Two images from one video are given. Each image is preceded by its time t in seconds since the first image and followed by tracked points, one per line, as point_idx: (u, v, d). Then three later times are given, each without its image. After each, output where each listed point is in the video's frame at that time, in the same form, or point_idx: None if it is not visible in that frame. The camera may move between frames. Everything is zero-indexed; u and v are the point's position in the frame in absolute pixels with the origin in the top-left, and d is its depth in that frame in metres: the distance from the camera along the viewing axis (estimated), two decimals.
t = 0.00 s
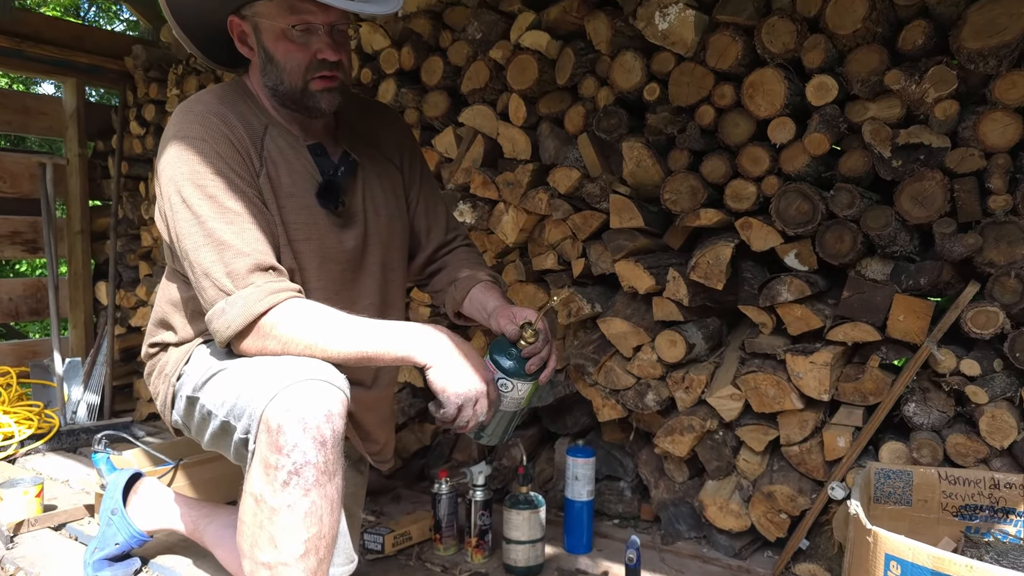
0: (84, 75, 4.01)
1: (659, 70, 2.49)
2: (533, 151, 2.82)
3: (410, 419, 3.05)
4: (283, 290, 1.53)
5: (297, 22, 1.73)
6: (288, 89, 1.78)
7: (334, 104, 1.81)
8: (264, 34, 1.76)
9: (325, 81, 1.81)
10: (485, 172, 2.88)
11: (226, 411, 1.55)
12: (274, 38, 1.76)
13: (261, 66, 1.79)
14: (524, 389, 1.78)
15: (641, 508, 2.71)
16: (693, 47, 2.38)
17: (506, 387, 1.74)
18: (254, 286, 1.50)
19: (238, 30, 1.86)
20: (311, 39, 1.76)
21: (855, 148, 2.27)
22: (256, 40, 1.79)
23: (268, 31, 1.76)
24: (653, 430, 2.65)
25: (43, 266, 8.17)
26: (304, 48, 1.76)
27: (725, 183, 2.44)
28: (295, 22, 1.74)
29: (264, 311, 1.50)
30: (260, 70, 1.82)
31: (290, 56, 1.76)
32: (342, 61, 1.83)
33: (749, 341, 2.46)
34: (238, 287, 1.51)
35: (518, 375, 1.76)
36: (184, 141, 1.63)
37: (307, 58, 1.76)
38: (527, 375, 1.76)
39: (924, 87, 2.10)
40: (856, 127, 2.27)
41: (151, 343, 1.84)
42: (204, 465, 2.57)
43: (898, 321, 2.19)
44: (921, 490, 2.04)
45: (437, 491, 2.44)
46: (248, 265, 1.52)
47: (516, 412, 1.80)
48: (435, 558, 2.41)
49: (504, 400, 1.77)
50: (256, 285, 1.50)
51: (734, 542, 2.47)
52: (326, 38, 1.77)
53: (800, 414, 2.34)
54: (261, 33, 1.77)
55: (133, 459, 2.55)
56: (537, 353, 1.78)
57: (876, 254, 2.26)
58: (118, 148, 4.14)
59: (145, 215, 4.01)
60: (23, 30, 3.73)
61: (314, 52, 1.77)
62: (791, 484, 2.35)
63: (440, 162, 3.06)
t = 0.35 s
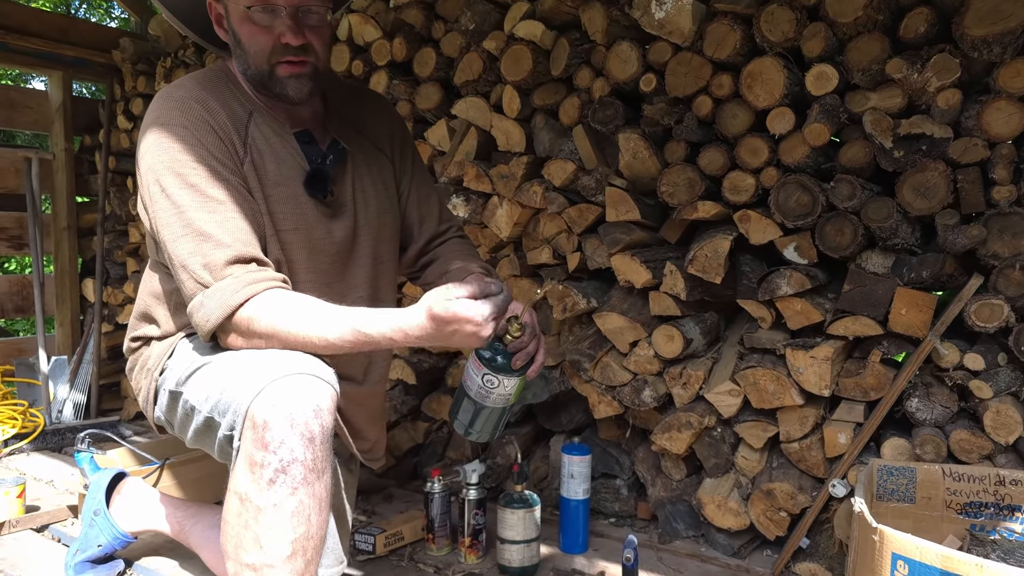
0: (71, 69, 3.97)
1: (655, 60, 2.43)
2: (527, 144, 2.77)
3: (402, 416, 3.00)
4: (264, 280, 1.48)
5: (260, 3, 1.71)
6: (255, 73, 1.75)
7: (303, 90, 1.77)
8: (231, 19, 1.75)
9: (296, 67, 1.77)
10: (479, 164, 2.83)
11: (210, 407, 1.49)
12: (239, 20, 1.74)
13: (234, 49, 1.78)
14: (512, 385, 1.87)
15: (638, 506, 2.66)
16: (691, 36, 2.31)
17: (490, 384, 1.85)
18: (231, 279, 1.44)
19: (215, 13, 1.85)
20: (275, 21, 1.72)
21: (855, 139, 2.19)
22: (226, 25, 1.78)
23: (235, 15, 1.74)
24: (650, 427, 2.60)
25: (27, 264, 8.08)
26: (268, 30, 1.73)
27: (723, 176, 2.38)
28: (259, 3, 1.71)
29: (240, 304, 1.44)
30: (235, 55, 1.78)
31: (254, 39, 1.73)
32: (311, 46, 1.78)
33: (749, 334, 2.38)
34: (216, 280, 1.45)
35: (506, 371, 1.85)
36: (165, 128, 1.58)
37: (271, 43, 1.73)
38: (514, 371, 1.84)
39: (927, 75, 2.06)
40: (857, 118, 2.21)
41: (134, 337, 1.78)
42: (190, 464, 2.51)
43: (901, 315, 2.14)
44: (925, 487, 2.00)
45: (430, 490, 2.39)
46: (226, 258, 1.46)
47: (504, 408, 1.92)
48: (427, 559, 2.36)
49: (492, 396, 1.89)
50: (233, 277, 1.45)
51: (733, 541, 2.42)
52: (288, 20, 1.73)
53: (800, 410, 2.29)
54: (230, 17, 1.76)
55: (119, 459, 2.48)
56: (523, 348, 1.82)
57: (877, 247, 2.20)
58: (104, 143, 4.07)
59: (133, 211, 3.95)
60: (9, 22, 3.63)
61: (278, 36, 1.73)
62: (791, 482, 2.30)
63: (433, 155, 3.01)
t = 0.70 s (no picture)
0: (68, 68, 3.95)
1: (653, 60, 2.42)
2: (525, 144, 2.76)
3: (399, 416, 2.99)
4: (266, 281, 1.47)
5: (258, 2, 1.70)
6: (253, 70, 1.74)
7: (301, 87, 1.76)
8: (229, 17, 1.75)
9: (295, 64, 1.76)
10: (477, 164, 2.82)
11: (209, 407, 1.48)
12: (239, 19, 1.74)
13: (233, 48, 1.77)
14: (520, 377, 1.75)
15: (636, 506, 2.66)
16: (689, 37, 2.30)
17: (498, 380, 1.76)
18: (236, 276, 1.43)
19: (215, 12, 1.85)
20: (273, 20, 1.72)
21: (853, 139, 2.20)
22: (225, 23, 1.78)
23: (234, 14, 1.74)
24: (648, 427, 2.60)
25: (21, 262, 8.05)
26: (266, 29, 1.73)
27: (721, 176, 2.38)
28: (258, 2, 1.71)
29: (245, 303, 1.43)
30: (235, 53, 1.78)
31: (253, 37, 1.73)
32: (310, 45, 1.78)
33: (746, 334, 2.38)
34: (220, 278, 1.44)
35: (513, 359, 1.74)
36: (164, 126, 1.57)
37: (270, 40, 1.73)
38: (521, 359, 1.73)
39: (924, 76, 2.06)
40: (854, 119, 2.21)
41: (133, 335, 1.77)
42: (185, 464, 2.50)
43: (898, 314, 2.14)
44: (923, 487, 2.00)
45: (427, 490, 2.38)
46: (230, 255, 1.45)
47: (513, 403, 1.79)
48: (425, 559, 2.35)
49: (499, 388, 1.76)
50: (238, 276, 1.44)
51: (731, 541, 2.42)
52: (287, 18, 1.73)
53: (799, 410, 2.29)
54: (230, 16, 1.76)
55: (114, 458, 2.46)
56: (532, 341, 1.74)
57: (875, 247, 2.20)
58: (101, 141, 4.06)
59: (130, 210, 3.95)
60: (6, 21, 3.62)
61: (276, 34, 1.73)
62: (789, 482, 2.30)
63: (431, 154, 3.00)
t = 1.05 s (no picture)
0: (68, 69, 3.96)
1: (650, 61, 2.44)
2: (523, 144, 2.77)
3: (399, 415, 3.01)
4: (269, 281, 1.48)
5: (296, 11, 1.67)
6: (284, 78, 1.73)
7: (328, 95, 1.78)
8: (260, 22, 1.71)
9: (320, 72, 1.77)
10: (475, 164, 2.84)
11: (211, 405, 1.50)
12: (271, 26, 1.70)
13: (257, 54, 1.74)
14: (517, 301, 1.79)
15: (634, 505, 2.68)
16: (685, 39, 2.32)
17: (497, 287, 1.80)
18: (240, 275, 1.44)
19: (232, 17, 1.80)
20: (309, 28, 1.70)
21: (848, 140, 2.22)
22: (253, 28, 1.74)
23: (265, 20, 1.70)
24: (646, 425, 2.61)
25: (20, 262, 8.06)
26: (302, 37, 1.71)
27: (718, 176, 2.40)
28: (294, 11, 1.68)
29: (249, 303, 1.45)
30: (256, 58, 1.75)
31: (286, 45, 1.70)
32: (339, 52, 1.78)
33: (742, 334, 2.41)
34: (223, 278, 1.45)
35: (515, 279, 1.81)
36: (169, 127, 1.58)
37: (304, 47, 1.71)
38: (522, 280, 1.80)
39: (918, 77, 2.08)
40: (850, 119, 2.23)
41: (136, 335, 1.78)
42: (186, 464, 2.51)
43: (894, 314, 2.15)
44: (919, 485, 2.02)
45: (427, 489, 2.40)
46: (234, 254, 1.46)
47: (503, 328, 1.80)
48: (425, 557, 2.36)
49: (494, 305, 1.81)
50: (241, 275, 1.45)
51: (729, 539, 2.44)
52: (324, 27, 1.72)
53: (795, 409, 2.31)
54: (258, 21, 1.72)
55: (116, 457, 2.49)
56: (541, 273, 1.81)
57: (871, 247, 2.22)
58: (102, 142, 4.08)
59: (130, 211, 3.97)
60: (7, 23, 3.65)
61: (311, 42, 1.72)
62: (786, 479, 2.32)
63: (430, 155, 3.02)
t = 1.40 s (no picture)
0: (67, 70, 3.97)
1: (647, 62, 2.44)
2: (521, 145, 2.78)
3: (397, 415, 3.01)
4: (271, 282, 1.48)
5: (301, 14, 1.69)
6: (287, 80, 1.73)
7: (333, 97, 1.78)
8: (264, 24, 1.71)
9: (325, 74, 1.78)
10: (472, 165, 2.85)
11: (212, 405, 1.50)
12: (276, 29, 1.71)
13: (259, 55, 1.74)
14: (511, 291, 1.79)
15: (631, 504, 2.68)
16: (682, 40, 2.33)
17: (490, 279, 1.80)
18: (241, 277, 1.45)
19: (236, 19, 1.80)
20: (313, 31, 1.71)
21: (844, 140, 2.23)
22: (256, 30, 1.73)
23: (269, 22, 1.71)
24: (643, 425, 2.62)
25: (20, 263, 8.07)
26: (306, 40, 1.72)
27: (715, 177, 2.41)
28: (299, 13, 1.69)
29: (250, 304, 1.45)
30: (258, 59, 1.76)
31: (291, 46, 1.71)
32: (343, 54, 1.79)
33: (739, 334, 2.42)
34: (225, 278, 1.45)
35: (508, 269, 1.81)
36: (171, 129, 1.58)
37: (309, 50, 1.72)
38: (515, 270, 1.80)
39: (914, 78, 2.09)
40: (846, 120, 2.24)
41: (137, 335, 1.79)
42: (185, 464, 2.52)
43: (890, 314, 2.16)
44: (915, 485, 2.03)
45: (425, 489, 2.40)
46: (235, 255, 1.46)
47: (497, 319, 1.81)
48: (423, 557, 2.37)
49: (488, 296, 1.81)
50: (243, 276, 1.45)
51: (726, 538, 2.44)
52: (329, 30, 1.73)
53: (792, 409, 2.31)
54: (261, 23, 1.72)
55: (116, 457, 2.49)
56: (535, 263, 1.82)
57: (867, 247, 2.23)
58: (101, 143, 4.09)
59: (129, 211, 3.98)
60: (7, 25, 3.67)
61: (316, 45, 1.73)
62: (783, 479, 2.32)
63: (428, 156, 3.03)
